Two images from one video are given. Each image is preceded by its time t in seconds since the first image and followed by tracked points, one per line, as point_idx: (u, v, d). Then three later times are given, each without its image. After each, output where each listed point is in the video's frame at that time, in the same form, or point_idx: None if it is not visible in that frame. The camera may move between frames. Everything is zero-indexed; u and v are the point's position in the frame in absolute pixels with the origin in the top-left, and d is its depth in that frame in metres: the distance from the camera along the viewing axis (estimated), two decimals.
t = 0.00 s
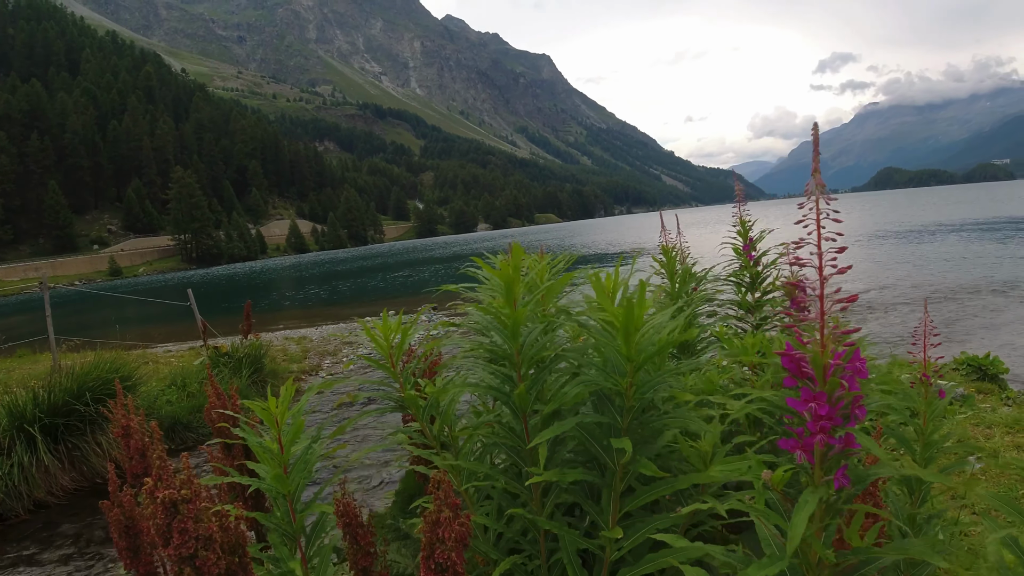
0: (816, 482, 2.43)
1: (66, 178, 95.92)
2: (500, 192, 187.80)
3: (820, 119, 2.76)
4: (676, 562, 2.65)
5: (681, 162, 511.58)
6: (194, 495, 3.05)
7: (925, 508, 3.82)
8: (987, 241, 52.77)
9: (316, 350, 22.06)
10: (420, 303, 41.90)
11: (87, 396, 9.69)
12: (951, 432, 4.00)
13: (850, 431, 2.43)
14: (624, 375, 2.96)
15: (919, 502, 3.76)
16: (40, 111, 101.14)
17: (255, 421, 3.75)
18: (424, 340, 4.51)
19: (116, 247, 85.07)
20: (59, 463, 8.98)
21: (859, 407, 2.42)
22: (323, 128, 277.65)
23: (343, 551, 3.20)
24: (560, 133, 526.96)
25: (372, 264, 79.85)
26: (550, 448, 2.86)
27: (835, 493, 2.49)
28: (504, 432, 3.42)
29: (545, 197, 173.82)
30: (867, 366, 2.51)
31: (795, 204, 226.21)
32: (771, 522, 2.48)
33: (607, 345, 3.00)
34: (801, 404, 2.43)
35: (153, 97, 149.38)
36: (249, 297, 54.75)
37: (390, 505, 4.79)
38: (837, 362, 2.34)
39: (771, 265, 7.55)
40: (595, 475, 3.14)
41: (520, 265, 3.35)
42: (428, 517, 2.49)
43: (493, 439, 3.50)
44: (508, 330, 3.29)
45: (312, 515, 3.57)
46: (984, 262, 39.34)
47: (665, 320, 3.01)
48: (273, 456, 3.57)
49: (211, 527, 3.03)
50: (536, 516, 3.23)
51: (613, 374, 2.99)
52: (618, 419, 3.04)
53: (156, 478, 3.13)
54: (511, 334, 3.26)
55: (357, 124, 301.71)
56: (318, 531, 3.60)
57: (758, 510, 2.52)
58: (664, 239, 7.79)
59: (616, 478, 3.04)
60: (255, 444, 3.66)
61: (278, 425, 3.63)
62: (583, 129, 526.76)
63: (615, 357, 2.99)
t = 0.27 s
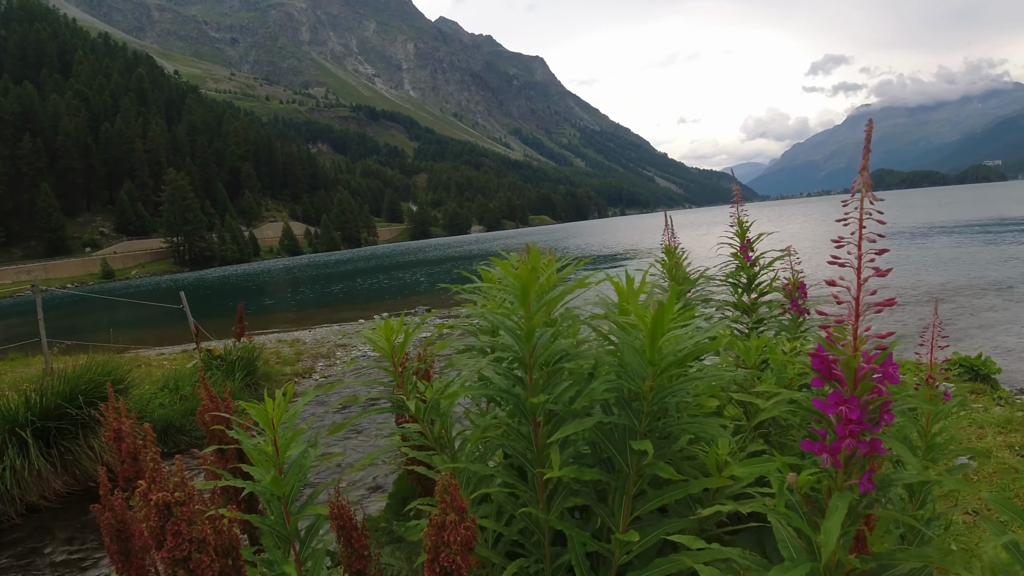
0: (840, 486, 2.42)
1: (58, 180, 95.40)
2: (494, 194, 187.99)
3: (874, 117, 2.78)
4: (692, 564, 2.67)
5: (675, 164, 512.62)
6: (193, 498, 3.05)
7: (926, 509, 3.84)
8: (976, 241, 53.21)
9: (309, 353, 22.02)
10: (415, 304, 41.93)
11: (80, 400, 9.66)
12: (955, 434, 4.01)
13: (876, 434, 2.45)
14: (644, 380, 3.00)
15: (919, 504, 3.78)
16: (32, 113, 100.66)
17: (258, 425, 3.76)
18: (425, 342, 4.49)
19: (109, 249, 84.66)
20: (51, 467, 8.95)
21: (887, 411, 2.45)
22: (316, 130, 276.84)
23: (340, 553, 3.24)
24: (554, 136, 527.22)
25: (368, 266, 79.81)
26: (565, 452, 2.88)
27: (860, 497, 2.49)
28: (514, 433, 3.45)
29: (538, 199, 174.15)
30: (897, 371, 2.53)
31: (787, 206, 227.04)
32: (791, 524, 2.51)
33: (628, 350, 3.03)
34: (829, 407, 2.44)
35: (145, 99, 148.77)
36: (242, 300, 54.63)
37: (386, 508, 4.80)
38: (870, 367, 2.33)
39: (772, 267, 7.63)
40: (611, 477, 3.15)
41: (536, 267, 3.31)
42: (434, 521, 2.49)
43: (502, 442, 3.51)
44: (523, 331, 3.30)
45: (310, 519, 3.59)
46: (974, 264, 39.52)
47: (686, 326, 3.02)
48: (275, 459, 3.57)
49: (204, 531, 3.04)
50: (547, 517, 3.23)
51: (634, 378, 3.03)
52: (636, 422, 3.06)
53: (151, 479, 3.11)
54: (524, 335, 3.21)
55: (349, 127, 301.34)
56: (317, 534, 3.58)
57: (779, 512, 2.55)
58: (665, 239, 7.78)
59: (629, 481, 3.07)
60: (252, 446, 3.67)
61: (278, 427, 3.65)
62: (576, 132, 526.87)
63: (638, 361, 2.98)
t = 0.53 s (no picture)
0: (817, 484, 2.45)
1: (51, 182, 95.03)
2: (489, 195, 188.22)
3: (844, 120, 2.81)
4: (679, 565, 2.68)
5: (670, 165, 513.52)
6: (189, 503, 3.05)
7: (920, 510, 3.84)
8: (968, 242, 53.59)
9: (304, 355, 22.00)
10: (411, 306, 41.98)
11: (74, 403, 9.64)
12: (949, 435, 3.99)
13: (853, 432, 2.47)
14: (639, 384, 3.01)
15: (913, 504, 3.78)
16: (26, 115, 100.22)
17: (256, 428, 3.77)
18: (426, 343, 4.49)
19: (102, 252, 84.35)
20: (45, 471, 8.92)
21: (861, 411, 2.48)
22: (311, 132, 276.35)
23: (338, 559, 3.31)
24: (549, 137, 527.16)
25: (364, 268, 79.71)
26: (561, 456, 2.88)
27: (839, 496, 2.51)
28: (511, 437, 3.46)
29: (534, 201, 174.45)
30: (873, 369, 2.55)
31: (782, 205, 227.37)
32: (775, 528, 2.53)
33: (626, 354, 3.05)
34: (804, 408, 2.45)
35: (139, 101, 148.35)
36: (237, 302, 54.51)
37: (381, 510, 4.81)
38: (843, 366, 2.36)
39: (774, 268, 7.62)
40: (605, 481, 3.16)
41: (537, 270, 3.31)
42: (425, 523, 2.52)
43: (501, 444, 3.53)
44: (521, 335, 3.31)
45: (309, 523, 3.59)
46: (969, 263, 39.53)
47: (683, 330, 3.03)
48: (273, 464, 3.59)
49: (201, 533, 3.04)
50: (543, 521, 3.23)
51: (630, 383, 3.04)
52: (632, 426, 3.08)
53: (148, 485, 3.11)
54: (522, 338, 3.23)
55: (344, 128, 301.09)
56: (316, 538, 3.58)
57: (758, 513, 2.56)
58: (666, 240, 7.80)
59: (624, 486, 3.08)
60: (249, 450, 3.70)
61: (278, 430, 3.67)
62: (572, 133, 526.65)
63: (634, 364, 3.01)
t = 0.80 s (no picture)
0: (803, 489, 2.47)
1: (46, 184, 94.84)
2: (485, 197, 188.44)
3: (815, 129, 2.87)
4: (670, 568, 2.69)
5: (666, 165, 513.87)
6: (183, 507, 3.05)
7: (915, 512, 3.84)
8: (963, 242, 53.89)
9: (301, 358, 22.00)
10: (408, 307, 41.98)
11: (70, 407, 9.64)
12: (944, 436, 3.98)
13: (838, 435, 2.50)
14: (630, 387, 3.03)
15: (907, 507, 3.78)
16: (21, 118, 100.01)
17: (250, 432, 3.78)
18: (421, 346, 4.51)
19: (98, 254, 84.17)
20: (42, 474, 8.90)
21: (845, 415, 2.52)
22: (306, 133, 276.10)
23: (333, 560, 3.32)
24: (544, 138, 527.05)
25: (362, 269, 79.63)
26: (553, 459, 2.90)
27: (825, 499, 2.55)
28: (503, 439, 3.47)
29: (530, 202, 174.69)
30: (858, 374, 2.59)
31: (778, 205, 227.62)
32: (762, 531, 2.55)
33: (615, 357, 3.07)
34: (788, 413, 2.48)
35: (135, 103, 148.22)
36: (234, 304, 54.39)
37: (377, 513, 4.82)
38: (825, 371, 2.40)
39: (766, 269, 7.65)
40: (597, 484, 3.17)
41: (526, 274, 3.34)
42: (417, 528, 2.53)
43: (492, 448, 3.54)
44: (513, 339, 3.32)
45: (304, 526, 3.60)
46: (965, 263, 39.58)
47: (671, 333, 3.05)
48: (268, 467, 3.60)
49: (196, 537, 3.04)
50: (536, 525, 3.24)
51: (619, 386, 3.06)
52: (622, 429, 3.09)
53: (142, 490, 3.11)
54: (513, 343, 3.25)
55: (340, 129, 300.86)
56: (310, 541, 3.59)
57: (745, 517, 2.59)
58: (658, 243, 7.83)
59: (615, 489, 3.10)
60: (244, 455, 3.71)
61: (272, 435, 3.68)
62: (568, 134, 526.71)
63: (623, 368, 3.03)
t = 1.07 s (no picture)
0: (811, 491, 2.50)
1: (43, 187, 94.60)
2: (482, 199, 188.73)
3: (829, 134, 2.89)
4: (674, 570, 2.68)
5: (663, 167, 514.77)
6: (181, 514, 3.04)
7: (910, 513, 3.88)
8: (960, 242, 54.18)
9: (297, 360, 22.01)
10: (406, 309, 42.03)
11: (67, 411, 9.60)
12: (943, 437, 4.00)
13: (846, 439, 2.52)
14: (627, 389, 3.05)
15: (904, 508, 3.79)
16: (18, 121, 99.75)
17: (247, 437, 3.78)
18: (418, 349, 4.52)
19: (95, 257, 84.00)
20: (40, 478, 8.90)
21: (852, 417, 2.54)
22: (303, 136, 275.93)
23: (330, 563, 3.31)
24: (542, 139, 527.28)
25: (360, 271, 79.66)
26: (551, 461, 2.91)
27: (830, 502, 2.58)
28: (502, 441, 3.47)
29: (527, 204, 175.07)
30: (863, 376, 2.61)
31: (775, 206, 228.05)
32: (770, 532, 2.56)
33: (613, 359, 3.09)
34: (799, 416, 2.50)
35: (131, 105, 148.03)
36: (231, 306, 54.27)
37: (374, 517, 4.85)
38: (836, 373, 2.42)
39: (759, 269, 7.70)
40: (596, 486, 3.19)
41: (525, 278, 3.35)
42: (417, 532, 2.54)
43: (491, 449, 3.55)
44: (511, 342, 3.32)
45: (303, 529, 3.61)
46: (961, 264, 39.64)
47: (667, 338, 3.05)
48: (266, 470, 3.61)
49: (195, 545, 3.04)
50: (536, 528, 3.24)
51: (618, 388, 3.07)
52: (620, 432, 3.10)
53: (142, 495, 3.08)
54: (512, 344, 3.26)
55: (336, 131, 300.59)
56: (308, 545, 3.61)
57: (754, 519, 2.60)
58: (652, 243, 7.84)
59: (614, 492, 3.11)
60: (244, 457, 3.73)
61: (270, 439, 3.69)
62: (565, 135, 526.85)
63: (622, 371, 3.04)
